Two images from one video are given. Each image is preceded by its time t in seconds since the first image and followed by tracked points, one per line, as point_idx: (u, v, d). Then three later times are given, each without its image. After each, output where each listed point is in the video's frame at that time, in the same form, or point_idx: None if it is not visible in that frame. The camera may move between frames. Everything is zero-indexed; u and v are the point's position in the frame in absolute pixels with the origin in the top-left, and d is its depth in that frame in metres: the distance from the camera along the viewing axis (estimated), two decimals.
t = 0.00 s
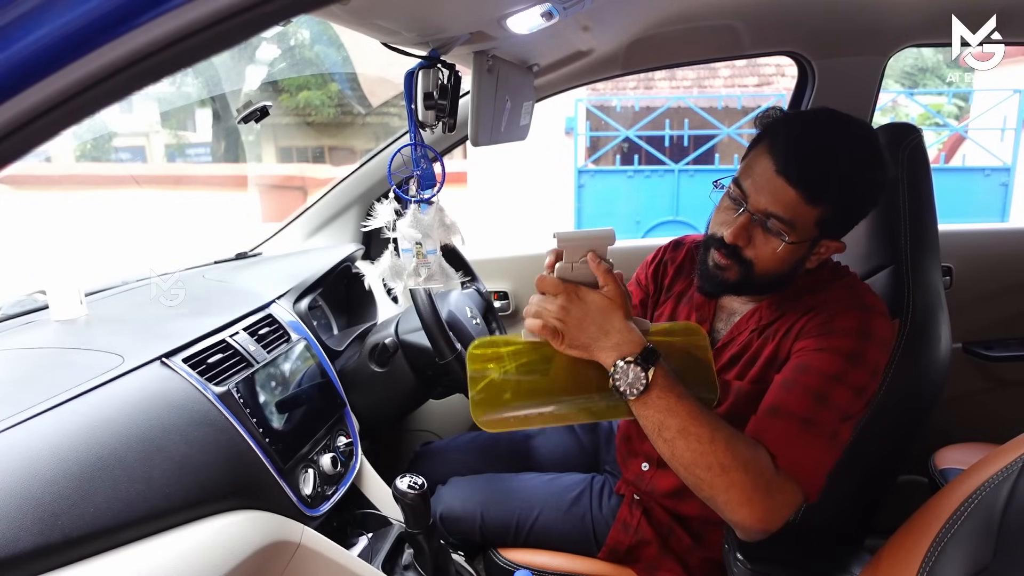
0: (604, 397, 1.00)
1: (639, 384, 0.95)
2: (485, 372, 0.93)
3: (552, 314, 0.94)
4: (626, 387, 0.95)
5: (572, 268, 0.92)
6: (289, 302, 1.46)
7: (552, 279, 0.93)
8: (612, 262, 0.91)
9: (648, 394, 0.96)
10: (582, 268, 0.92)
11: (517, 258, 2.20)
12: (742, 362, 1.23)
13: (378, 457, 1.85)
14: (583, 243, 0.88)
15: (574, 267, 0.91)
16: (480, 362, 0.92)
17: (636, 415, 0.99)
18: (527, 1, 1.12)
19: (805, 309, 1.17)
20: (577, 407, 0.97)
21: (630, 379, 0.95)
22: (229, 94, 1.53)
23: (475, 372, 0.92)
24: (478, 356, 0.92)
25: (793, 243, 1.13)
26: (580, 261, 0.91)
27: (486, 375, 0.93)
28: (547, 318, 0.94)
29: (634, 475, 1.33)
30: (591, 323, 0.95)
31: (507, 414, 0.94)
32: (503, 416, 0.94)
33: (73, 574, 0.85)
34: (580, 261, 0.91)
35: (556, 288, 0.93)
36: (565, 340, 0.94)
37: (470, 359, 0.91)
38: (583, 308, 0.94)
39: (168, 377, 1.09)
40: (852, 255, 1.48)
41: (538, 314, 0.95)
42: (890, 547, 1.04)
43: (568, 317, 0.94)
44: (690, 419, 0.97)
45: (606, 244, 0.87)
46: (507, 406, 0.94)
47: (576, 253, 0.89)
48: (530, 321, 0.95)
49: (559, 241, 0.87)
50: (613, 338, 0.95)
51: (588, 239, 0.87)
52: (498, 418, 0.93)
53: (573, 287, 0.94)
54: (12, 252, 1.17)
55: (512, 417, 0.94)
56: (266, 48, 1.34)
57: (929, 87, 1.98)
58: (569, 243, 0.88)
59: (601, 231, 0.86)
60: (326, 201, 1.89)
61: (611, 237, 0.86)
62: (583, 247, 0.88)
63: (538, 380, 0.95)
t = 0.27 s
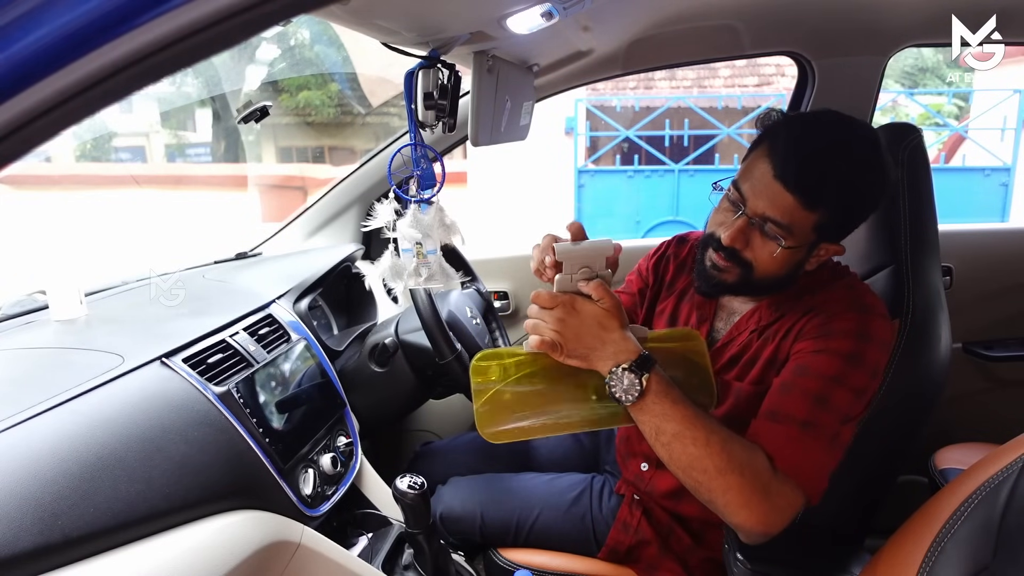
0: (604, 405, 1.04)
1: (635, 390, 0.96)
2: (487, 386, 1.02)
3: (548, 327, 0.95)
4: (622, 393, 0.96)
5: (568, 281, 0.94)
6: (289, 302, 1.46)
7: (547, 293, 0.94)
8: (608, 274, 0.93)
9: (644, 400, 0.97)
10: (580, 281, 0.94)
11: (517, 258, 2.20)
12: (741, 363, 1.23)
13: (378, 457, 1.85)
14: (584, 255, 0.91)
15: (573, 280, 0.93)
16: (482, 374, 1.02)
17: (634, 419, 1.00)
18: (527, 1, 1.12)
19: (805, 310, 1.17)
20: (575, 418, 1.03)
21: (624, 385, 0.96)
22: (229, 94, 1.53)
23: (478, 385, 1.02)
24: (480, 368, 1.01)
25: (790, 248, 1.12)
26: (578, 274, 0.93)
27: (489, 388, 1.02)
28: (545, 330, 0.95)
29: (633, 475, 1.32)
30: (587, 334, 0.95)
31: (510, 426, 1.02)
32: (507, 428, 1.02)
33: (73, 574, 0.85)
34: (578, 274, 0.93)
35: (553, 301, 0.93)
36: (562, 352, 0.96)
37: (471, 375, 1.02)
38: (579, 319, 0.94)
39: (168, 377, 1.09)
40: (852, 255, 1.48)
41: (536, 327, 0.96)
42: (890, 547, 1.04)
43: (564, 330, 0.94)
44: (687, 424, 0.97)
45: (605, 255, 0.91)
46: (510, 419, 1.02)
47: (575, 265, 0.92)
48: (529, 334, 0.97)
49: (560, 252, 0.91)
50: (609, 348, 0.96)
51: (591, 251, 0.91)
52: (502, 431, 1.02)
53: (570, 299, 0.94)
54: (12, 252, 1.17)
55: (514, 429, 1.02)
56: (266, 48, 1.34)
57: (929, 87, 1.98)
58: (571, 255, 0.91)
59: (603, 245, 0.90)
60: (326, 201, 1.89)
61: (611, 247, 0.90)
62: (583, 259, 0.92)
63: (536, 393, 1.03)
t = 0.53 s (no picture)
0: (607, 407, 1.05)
1: (638, 394, 0.97)
2: (489, 386, 1.02)
3: (553, 328, 0.94)
4: (625, 396, 0.97)
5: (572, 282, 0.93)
6: (289, 302, 1.46)
7: (553, 295, 0.92)
8: (614, 276, 0.93)
9: (647, 405, 0.97)
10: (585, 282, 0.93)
11: (517, 258, 2.20)
12: (741, 363, 1.23)
13: (378, 457, 1.85)
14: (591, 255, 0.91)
15: (578, 282, 0.92)
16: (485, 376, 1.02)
17: (637, 422, 1.00)
18: (527, 1, 1.12)
19: (805, 310, 1.17)
20: (578, 420, 1.04)
21: (628, 388, 0.97)
22: (229, 95, 1.53)
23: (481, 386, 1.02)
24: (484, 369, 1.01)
25: (789, 251, 1.12)
26: (583, 275, 0.92)
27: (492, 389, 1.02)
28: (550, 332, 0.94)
29: (633, 475, 1.33)
30: (592, 337, 0.95)
31: (513, 427, 1.04)
32: (509, 428, 1.04)
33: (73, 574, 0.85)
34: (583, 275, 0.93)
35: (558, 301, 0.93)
36: (567, 353, 0.96)
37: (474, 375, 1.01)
38: (583, 321, 0.94)
39: (168, 377, 1.09)
40: (852, 254, 1.48)
41: (541, 329, 0.96)
42: (890, 547, 1.04)
43: (569, 331, 0.94)
44: (690, 427, 0.97)
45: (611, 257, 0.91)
46: (513, 420, 1.04)
47: (581, 266, 0.92)
48: (534, 335, 0.97)
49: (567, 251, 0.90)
50: (613, 350, 0.96)
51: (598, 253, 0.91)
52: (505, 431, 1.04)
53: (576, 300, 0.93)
54: (13, 252, 1.17)
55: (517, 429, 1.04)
56: (266, 48, 1.34)
57: (928, 87, 1.98)
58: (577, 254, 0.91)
59: (610, 246, 0.90)
60: (326, 201, 1.89)
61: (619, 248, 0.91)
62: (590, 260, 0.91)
63: (538, 394, 1.04)
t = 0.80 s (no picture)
0: (605, 410, 1.05)
1: (638, 392, 0.96)
2: (487, 382, 1.02)
3: (555, 327, 0.94)
4: (625, 394, 0.96)
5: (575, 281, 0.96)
6: (289, 302, 1.46)
7: (554, 293, 0.93)
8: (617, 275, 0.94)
9: (647, 403, 0.97)
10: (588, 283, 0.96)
11: (517, 258, 2.20)
12: (741, 363, 1.23)
13: (378, 457, 1.85)
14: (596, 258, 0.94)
15: (581, 281, 0.94)
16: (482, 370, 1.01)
17: (638, 419, 1.00)
18: (527, 1, 1.12)
19: (806, 310, 1.17)
20: (573, 421, 1.04)
21: (628, 387, 0.96)
22: (229, 95, 1.53)
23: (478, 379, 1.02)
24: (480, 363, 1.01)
25: (789, 253, 1.12)
26: (586, 274, 0.95)
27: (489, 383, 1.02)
28: (552, 330, 0.94)
29: (633, 475, 1.32)
30: (594, 335, 0.95)
31: (506, 424, 1.03)
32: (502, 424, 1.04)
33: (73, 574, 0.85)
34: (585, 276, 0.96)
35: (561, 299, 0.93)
36: (568, 352, 0.95)
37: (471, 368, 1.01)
38: (585, 319, 0.94)
39: (168, 377, 1.09)
40: (852, 255, 1.48)
41: (541, 327, 0.95)
42: (890, 547, 1.04)
43: (573, 328, 0.94)
44: (690, 425, 0.97)
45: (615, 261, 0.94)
46: (506, 416, 1.03)
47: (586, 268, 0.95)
48: (534, 334, 0.96)
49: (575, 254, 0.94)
50: (615, 348, 0.96)
51: (602, 256, 0.94)
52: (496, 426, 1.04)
53: (580, 299, 0.94)
54: (13, 251, 1.17)
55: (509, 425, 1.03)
56: (266, 48, 1.34)
57: (929, 87, 1.98)
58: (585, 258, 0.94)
59: (616, 250, 0.94)
60: (326, 201, 1.89)
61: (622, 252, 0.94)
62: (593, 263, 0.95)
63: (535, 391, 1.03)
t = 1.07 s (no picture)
0: (600, 415, 1.06)
1: (630, 394, 0.97)
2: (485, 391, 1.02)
3: (547, 334, 0.97)
4: (618, 396, 0.97)
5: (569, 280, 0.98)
6: (289, 302, 1.46)
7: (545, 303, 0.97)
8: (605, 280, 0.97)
9: (638, 406, 0.98)
10: (591, 257, 0.94)
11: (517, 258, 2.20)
12: (740, 361, 1.23)
13: (378, 457, 1.85)
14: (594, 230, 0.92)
15: (572, 288, 0.98)
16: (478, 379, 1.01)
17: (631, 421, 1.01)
18: (527, 1, 1.12)
19: (804, 309, 1.17)
20: (570, 427, 1.05)
21: (620, 389, 0.97)
22: (229, 95, 1.53)
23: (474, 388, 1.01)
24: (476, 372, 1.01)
25: (781, 253, 1.13)
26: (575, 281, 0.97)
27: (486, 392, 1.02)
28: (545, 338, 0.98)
29: (633, 475, 1.33)
30: (585, 340, 0.98)
31: (504, 431, 1.03)
32: (500, 431, 1.03)
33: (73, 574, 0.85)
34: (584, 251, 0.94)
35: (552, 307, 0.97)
36: (561, 358, 0.97)
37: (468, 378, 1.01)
38: (575, 325, 0.97)
39: (168, 377, 1.09)
40: (852, 254, 1.48)
41: (535, 335, 0.99)
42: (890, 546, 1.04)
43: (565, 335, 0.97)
44: (682, 425, 0.97)
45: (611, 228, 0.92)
46: (505, 424, 1.03)
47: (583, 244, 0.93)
48: (528, 343, 1.00)
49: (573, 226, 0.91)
50: (607, 351, 0.98)
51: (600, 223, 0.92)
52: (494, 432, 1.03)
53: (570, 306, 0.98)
54: (13, 251, 1.17)
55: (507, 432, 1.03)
56: (266, 48, 1.34)
57: (929, 87, 1.97)
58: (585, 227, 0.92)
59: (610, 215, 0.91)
60: (326, 201, 1.89)
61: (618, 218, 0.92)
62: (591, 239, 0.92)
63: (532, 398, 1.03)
